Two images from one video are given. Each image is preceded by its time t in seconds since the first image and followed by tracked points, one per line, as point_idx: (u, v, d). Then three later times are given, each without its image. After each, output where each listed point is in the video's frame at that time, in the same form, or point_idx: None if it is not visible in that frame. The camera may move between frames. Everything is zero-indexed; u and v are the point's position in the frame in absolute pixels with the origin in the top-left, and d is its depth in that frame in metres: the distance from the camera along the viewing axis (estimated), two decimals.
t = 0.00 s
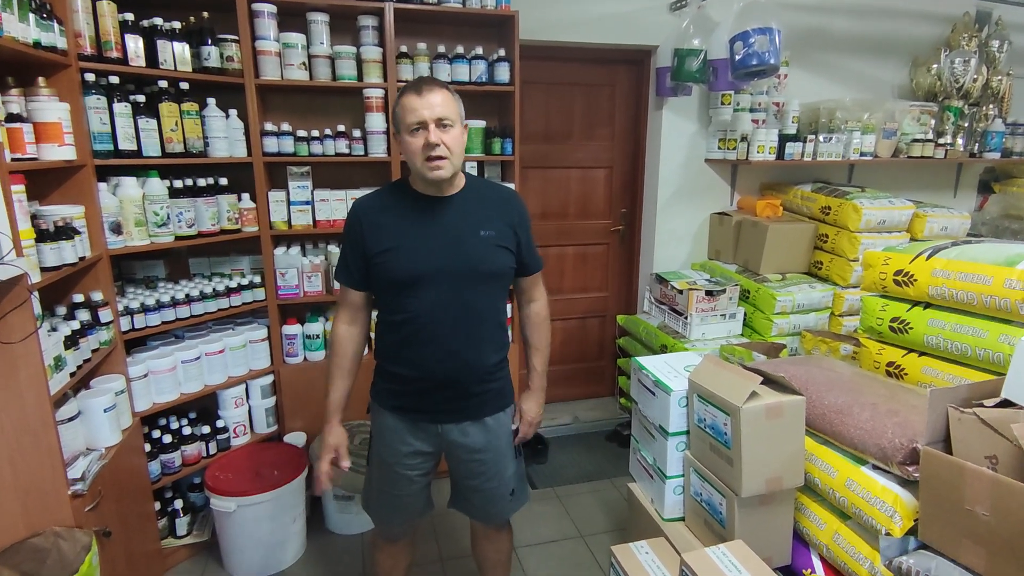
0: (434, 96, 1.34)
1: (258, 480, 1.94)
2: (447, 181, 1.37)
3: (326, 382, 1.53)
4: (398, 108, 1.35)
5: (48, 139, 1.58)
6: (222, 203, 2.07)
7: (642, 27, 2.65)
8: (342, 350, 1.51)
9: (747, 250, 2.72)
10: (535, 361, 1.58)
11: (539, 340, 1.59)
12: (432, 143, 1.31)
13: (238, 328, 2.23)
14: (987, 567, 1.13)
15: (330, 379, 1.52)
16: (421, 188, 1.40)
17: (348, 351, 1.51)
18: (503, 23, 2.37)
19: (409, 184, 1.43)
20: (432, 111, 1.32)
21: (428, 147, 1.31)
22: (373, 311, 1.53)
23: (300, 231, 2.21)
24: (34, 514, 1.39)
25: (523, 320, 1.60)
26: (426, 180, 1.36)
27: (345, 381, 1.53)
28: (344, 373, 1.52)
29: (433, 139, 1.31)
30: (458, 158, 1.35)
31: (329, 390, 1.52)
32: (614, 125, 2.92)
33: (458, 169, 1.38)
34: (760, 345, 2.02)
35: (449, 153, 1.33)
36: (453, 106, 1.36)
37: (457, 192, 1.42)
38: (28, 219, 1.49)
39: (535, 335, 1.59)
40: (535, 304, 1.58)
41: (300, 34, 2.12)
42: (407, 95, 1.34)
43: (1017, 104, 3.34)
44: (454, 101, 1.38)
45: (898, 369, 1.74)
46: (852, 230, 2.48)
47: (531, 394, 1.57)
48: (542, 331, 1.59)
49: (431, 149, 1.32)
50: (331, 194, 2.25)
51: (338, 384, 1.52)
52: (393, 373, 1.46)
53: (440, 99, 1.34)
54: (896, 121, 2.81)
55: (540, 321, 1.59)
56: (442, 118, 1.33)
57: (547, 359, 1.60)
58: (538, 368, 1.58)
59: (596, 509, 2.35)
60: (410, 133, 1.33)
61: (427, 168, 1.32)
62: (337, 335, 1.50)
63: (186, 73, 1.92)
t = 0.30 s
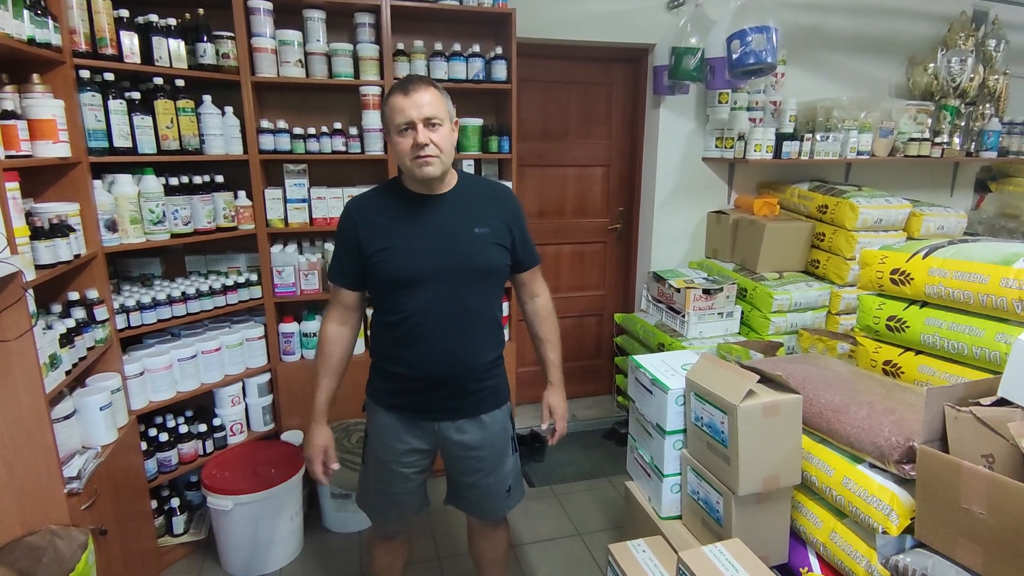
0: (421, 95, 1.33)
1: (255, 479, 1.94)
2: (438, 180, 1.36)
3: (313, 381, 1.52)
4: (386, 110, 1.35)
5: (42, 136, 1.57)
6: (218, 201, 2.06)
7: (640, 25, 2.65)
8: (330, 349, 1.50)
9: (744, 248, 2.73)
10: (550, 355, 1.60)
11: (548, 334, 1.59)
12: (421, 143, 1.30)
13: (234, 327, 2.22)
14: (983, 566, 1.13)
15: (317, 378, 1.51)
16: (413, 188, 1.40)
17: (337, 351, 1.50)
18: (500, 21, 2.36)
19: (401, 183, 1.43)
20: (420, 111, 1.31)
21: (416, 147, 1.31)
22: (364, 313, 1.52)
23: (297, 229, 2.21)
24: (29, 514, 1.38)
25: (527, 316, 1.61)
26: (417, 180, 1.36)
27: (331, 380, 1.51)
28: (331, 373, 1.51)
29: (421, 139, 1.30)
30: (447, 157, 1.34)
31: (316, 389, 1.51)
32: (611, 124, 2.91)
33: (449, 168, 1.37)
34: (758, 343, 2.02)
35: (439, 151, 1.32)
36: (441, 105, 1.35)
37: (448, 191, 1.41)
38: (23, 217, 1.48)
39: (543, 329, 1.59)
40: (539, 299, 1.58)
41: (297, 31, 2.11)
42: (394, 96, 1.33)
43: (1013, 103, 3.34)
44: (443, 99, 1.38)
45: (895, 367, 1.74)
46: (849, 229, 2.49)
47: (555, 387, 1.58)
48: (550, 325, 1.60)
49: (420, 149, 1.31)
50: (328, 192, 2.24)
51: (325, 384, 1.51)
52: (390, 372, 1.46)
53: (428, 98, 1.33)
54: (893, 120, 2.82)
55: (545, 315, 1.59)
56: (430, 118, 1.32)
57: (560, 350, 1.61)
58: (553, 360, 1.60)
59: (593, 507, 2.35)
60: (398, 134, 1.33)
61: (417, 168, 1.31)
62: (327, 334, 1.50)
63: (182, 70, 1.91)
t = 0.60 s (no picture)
0: (421, 93, 1.33)
1: (257, 478, 1.94)
2: (436, 179, 1.36)
3: (330, 384, 1.53)
4: (386, 108, 1.35)
5: (44, 135, 1.57)
6: (219, 201, 2.07)
7: (642, 25, 2.64)
8: (343, 350, 1.50)
9: (747, 248, 2.72)
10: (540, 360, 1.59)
11: (541, 337, 1.59)
12: (419, 142, 1.30)
13: (235, 326, 2.22)
14: (986, 567, 1.13)
15: (333, 380, 1.52)
16: (412, 187, 1.40)
17: (350, 350, 1.51)
18: (502, 20, 2.36)
19: (401, 183, 1.42)
20: (419, 109, 1.31)
21: (415, 145, 1.30)
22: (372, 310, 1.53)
23: (298, 228, 2.21)
24: (31, 512, 1.38)
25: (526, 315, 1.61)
26: (416, 179, 1.36)
27: (349, 380, 1.52)
28: (347, 373, 1.52)
29: (420, 138, 1.30)
30: (446, 156, 1.34)
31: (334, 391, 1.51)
32: (613, 123, 2.91)
33: (448, 167, 1.37)
34: (759, 343, 2.02)
35: (438, 150, 1.32)
36: (441, 104, 1.35)
37: (446, 191, 1.41)
38: (25, 215, 1.48)
39: (536, 332, 1.59)
40: (534, 300, 1.58)
41: (298, 31, 2.11)
42: (394, 94, 1.33)
43: (1016, 102, 3.33)
44: (443, 98, 1.38)
45: (897, 368, 1.74)
46: (852, 229, 2.48)
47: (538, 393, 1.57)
48: (543, 329, 1.59)
49: (419, 148, 1.30)
50: (329, 191, 2.24)
51: (342, 385, 1.51)
52: (391, 372, 1.46)
53: (427, 97, 1.33)
54: (896, 120, 2.81)
55: (539, 317, 1.59)
56: (429, 116, 1.32)
57: (550, 355, 1.60)
58: (542, 364, 1.59)
59: (594, 507, 2.35)
60: (398, 132, 1.32)
61: (416, 167, 1.31)
62: (338, 336, 1.50)
63: (183, 70, 1.91)
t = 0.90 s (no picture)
0: (438, 99, 1.34)
1: (260, 484, 1.94)
2: (444, 185, 1.36)
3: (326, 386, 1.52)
4: (402, 110, 1.35)
5: (49, 142, 1.58)
6: (223, 207, 2.07)
7: (643, 31, 2.65)
8: (340, 352, 1.50)
9: (749, 253, 2.72)
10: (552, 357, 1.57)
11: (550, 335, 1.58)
12: (433, 147, 1.30)
13: (238, 332, 2.23)
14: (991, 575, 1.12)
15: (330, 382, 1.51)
16: (417, 191, 1.40)
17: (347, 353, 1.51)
18: (504, 27, 2.37)
19: (407, 187, 1.43)
20: (436, 115, 1.32)
21: (428, 150, 1.31)
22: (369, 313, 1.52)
23: (302, 234, 2.22)
24: (34, 517, 1.38)
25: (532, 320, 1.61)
26: (423, 183, 1.36)
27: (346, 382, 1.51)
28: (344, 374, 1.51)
29: (434, 143, 1.30)
30: (457, 163, 1.34)
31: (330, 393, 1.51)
32: (615, 129, 2.92)
33: (456, 175, 1.37)
34: (763, 349, 2.01)
35: (449, 157, 1.32)
36: (456, 111, 1.35)
37: (451, 198, 1.41)
38: (30, 222, 1.49)
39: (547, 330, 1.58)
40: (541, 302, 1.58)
41: (302, 38, 2.12)
42: (411, 97, 1.34)
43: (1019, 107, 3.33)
44: (459, 106, 1.38)
45: (901, 373, 1.73)
46: (854, 234, 2.48)
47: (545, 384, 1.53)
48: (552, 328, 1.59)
49: (431, 153, 1.31)
50: (332, 197, 2.25)
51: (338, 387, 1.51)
52: (394, 378, 1.46)
53: (443, 104, 1.34)
54: (898, 125, 2.81)
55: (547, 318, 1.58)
56: (444, 123, 1.32)
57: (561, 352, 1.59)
58: (553, 361, 1.57)
59: (598, 513, 2.34)
60: (411, 135, 1.33)
61: (425, 172, 1.31)
62: (335, 338, 1.50)
63: (187, 77, 1.92)
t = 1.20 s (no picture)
0: (451, 102, 1.34)
1: (258, 486, 1.94)
2: (451, 186, 1.37)
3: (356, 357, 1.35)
4: (415, 110, 1.35)
5: (49, 143, 1.58)
6: (222, 208, 2.07)
7: (642, 35, 2.66)
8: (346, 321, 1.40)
9: (747, 256, 2.73)
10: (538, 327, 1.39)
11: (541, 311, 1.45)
12: (445, 149, 1.31)
13: (237, 333, 2.22)
14: None
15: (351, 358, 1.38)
16: (423, 191, 1.40)
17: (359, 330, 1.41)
18: (503, 30, 2.38)
19: (414, 187, 1.43)
20: (448, 117, 1.32)
21: (439, 151, 1.31)
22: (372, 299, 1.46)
23: (301, 236, 2.22)
24: (31, 518, 1.38)
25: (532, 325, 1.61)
26: (432, 183, 1.36)
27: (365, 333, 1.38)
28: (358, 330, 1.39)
29: (446, 145, 1.31)
30: (467, 165, 1.35)
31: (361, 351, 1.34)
32: (613, 131, 2.92)
33: (465, 177, 1.38)
34: (760, 352, 2.02)
35: (459, 159, 1.33)
36: (467, 114, 1.36)
37: (458, 200, 1.41)
38: (29, 223, 1.49)
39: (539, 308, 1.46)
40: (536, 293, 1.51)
41: (302, 40, 2.13)
42: (425, 98, 1.35)
43: (1016, 112, 3.35)
44: (470, 109, 1.39)
45: (898, 376, 1.74)
46: (851, 237, 2.49)
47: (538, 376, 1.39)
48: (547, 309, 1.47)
49: (442, 154, 1.32)
50: (331, 199, 2.25)
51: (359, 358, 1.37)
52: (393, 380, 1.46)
53: (455, 107, 1.35)
54: (895, 129, 2.83)
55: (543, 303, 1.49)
56: (456, 126, 1.33)
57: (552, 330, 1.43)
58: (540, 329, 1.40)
59: (595, 515, 2.35)
60: (423, 135, 1.33)
61: (435, 172, 1.31)
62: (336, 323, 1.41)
63: (187, 78, 1.92)
